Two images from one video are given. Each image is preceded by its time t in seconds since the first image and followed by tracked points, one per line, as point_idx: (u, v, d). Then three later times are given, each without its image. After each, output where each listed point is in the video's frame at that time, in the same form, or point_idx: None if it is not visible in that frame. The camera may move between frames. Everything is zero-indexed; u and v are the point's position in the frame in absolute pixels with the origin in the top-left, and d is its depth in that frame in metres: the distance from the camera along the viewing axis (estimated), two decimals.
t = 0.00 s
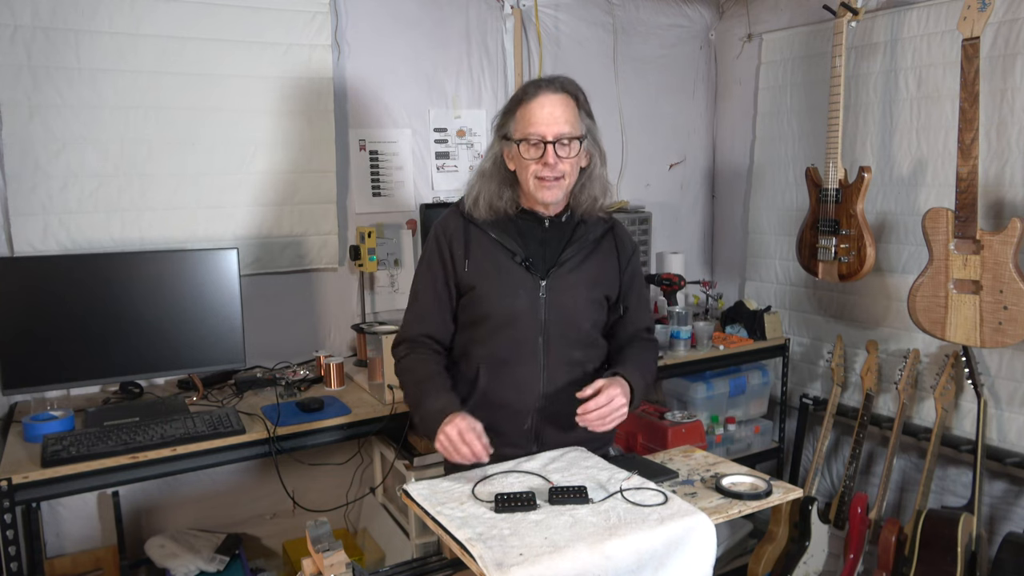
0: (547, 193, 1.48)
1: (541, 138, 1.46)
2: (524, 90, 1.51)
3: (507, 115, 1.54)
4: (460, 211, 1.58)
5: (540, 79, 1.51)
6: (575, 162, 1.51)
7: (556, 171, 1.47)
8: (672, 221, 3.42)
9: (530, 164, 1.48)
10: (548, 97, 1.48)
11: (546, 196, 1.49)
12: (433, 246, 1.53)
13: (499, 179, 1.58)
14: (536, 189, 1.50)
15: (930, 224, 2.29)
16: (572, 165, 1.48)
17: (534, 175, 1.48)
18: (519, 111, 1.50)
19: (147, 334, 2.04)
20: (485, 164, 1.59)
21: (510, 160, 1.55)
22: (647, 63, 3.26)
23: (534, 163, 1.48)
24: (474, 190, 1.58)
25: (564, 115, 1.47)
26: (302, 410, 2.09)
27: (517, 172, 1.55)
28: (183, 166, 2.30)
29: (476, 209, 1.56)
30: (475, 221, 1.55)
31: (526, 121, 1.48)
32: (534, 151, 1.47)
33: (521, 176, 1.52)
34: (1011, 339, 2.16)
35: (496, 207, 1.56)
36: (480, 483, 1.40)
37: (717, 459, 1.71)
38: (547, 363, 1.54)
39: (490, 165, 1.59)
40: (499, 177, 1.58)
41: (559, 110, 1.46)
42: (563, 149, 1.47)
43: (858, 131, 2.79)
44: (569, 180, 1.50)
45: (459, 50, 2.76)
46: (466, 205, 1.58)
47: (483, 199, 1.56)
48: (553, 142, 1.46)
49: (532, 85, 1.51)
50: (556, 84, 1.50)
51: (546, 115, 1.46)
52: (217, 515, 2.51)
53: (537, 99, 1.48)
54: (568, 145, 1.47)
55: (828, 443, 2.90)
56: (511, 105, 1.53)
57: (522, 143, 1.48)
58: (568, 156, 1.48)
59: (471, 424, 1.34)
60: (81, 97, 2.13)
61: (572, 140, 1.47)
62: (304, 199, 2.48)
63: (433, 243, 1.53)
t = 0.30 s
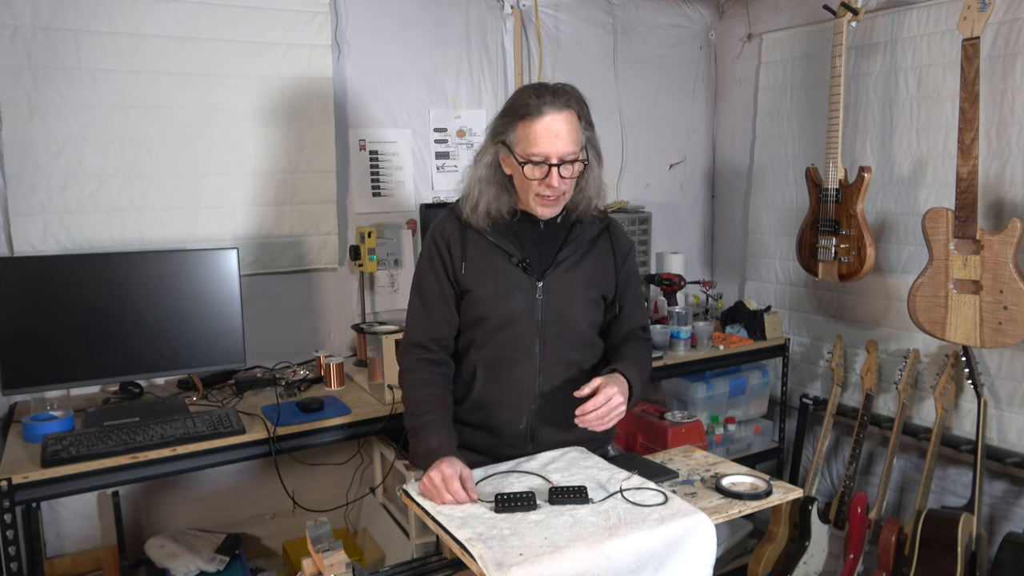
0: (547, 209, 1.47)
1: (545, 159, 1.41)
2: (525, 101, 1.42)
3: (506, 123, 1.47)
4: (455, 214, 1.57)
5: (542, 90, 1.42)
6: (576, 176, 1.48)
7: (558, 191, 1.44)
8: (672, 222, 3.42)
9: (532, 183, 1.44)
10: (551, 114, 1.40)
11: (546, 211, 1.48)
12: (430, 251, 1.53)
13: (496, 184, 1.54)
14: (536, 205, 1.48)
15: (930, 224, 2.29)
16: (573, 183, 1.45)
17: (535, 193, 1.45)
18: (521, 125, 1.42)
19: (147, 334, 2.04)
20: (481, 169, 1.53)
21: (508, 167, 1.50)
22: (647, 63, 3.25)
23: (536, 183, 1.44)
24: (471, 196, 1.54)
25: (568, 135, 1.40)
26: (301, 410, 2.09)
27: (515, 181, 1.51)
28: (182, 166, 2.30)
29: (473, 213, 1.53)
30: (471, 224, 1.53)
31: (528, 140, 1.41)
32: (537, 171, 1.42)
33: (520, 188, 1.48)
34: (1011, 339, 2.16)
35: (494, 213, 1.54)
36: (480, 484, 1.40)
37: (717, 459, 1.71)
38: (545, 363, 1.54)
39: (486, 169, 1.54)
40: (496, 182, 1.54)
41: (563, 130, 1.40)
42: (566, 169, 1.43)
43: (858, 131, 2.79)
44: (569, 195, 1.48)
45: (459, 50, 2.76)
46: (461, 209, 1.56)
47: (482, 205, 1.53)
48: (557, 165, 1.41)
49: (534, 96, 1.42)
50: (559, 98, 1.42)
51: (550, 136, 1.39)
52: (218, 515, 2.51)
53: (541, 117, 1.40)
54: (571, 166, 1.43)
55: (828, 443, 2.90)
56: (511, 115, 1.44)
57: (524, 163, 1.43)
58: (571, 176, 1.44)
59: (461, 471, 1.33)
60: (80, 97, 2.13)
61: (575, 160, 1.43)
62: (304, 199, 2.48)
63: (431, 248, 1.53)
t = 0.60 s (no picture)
0: (544, 213, 1.47)
1: (541, 166, 1.40)
2: (521, 106, 1.40)
3: (501, 128, 1.45)
4: (451, 216, 1.56)
5: (538, 96, 1.40)
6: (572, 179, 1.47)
7: (555, 197, 1.44)
8: (672, 222, 3.42)
9: (529, 189, 1.44)
10: (547, 121, 1.39)
11: (543, 216, 1.48)
12: (428, 254, 1.52)
13: (492, 187, 1.53)
14: (533, 209, 1.47)
15: (930, 224, 2.29)
16: (570, 187, 1.45)
17: (532, 198, 1.45)
18: (517, 131, 1.41)
19: (147, 334, 2.04)
20: (477, 172, 1.51)
21: (505, 171, 1.49)
22: (647, 63, 3.26)
23: (533, 190, 1.43)
24: (468, 200, 1.53)
25: (564, 141, 1.40)
26: (301, 410, 2.09)
27: (511, 185, 1.50)
28: (182, 166, 2.29)
29: (472, 218, 1.52)
30: (469, 227, 1.53)
31: (525, 148, 1.40)
32: (533, 178, 1.42)
33: (517, 192, 1.48)
34: (1011, 339, 2.16)
35: (493, 216, 1.53)
36: (480, 484, 1.41)
37: (717, 459, 1.71)
38: (544, 364, 1.54)
39: (481, 172, 1.52)
40: (492, 185, 1.53)
41: (560, 137, 1.39)
42: (562, 175, 1.42)
43: (858, 131, 2.79)
44: (566, 198, 1.48)
45: (459, 50, 2.76)
46: (458, 212, 1.55)
47: (480, 210, 1.52)
48: (554, 172, 1.41)
49: (529, 101, 1.40)
50: (555, 102, 1.40)
51: (546, 143, 1.38)
52: (218, 515, 2.51)
53: (537, 123, 1.39)
54: (568, 172, 1.42)
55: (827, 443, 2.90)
56: (506, 120, 1.42)
57: (521, 170, 1.42)
58: (567, 181, 1.44)
59: (462, 472, 1.34)
60: (80, 97, 2.13)
61: (572, 166, 1.42)
62: (304, 198, 2.48)
63: (429, 251, 1.52)
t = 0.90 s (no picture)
0: (548, 210, 1.48)
1: (547, 164, 1.40)
2: (529, 103, 1.40)
3: (509, 124, 1.45)
4: (456, 210, 1.56)
5: (546, 93, 1.39)
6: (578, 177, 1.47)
7: (559, 195, 1.44)
8: (672, 222, 3.42)
9: (534, 186, 1.44)
10: (555, 118, 1.39)
11: (547, 212, 1.48)
12: (431, 248, 1.52)
13: (497, 181, 1.52)
14: (537, 206, 1.48)
15: (930, 225, 2.29)
16: (575, 185, 1.45)
17: (537, 194, 1.45)
18: (524, 127, 1.41)
19: (145, 334, 2.04)
20: (483, 167, 1.51)
21: (510, 167, 1.49)
22: (647, 63, 3.25)
23: (538, 186, 1.43)
24: (474, 194, 1.53)
25: (571, 139, 1.39)
26: (301, 410, 2.09)
27: (515, 180, 1.50)
28: (182, 167, 2.29)
29: (477, 212, 1.53)
30: (473, 222, 1.53)
31: (531, 144, 1.40)
32: (539, 175, 1.42)
33: (522, 188, 1.48)
34: (1011, 339, 2.16)
35: (498, 211, 1.53)
36: (480, 484, 1.41)
37: (717, 459, 1.71)
38: (545, 362, 1.54)
39: (487, 167, 1.52)
40: (497, 179, 1.52)
41: (567, 135, 1.38)
42: (568, 173, 1.42)
43: (858, 131, 2.79)
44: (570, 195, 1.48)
45: (459, 50, 2.76)
46: (463, 206, 1.55)
47: (485, 204, 1.52)
48: (560, 169, 1.40)
49: (537, 98, 1.40)
50: (564, 101, 1.40)
51: (553, 140, 1.38)
52: (218, 515, 2.51)
53: (545, 120, 1.38)
54: (574, 170, 1.42)
55: (827, 443, 2.90)
56: (514, 115, 1.42)
57: (527, 166, 1.42)
58: (573, 179, 1.44)
59: (465, 473, 1.34)
60: (80, 97, 2.13)
61: (578, 164, 1.42)
62: (304, 199, 2.49)
63: (432, 245, 1.52)
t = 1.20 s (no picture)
0: (548, 211, 1.48)
1: (549, 165, 1.40)
2: (533, 104, 1.40)
3: (511, 125, 1.44)
4: (454, 208, 1.55)
5: (550, 95, 1.40)
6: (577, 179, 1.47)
7: (560, 197, 1.44)
8: (672, 222, 3.42)
9: (535, 186, 1.44)
10: (558, 120, 1.39)
11: (547, 214, 1.48)
12: (428, 245, 1.51)
13: (497, 182, 1.52)
14: (537, 207, 1.48)
15: (930, 225, 2.29)
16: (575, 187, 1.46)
17: (537, 195, 1.45)
18: (527, 128, 1.40)
19: (144, 334, 2.04)
20: (483, 167, 1.50)
21: (511, 167, 1.48)
22: (647, 63, 3.25)
23: (539, 188, 1.43)
24: (473, 195, 1.52)
25: (574, 142, 1.39)
26: (301, 410, 2.09)
27: (516, 181, 1.50)
28: (182, 167, 2.29)
29: (476, 212, 1.52)
30: (471, 221, 1.52)
31: (534, 145, 1.40)
32: (540, 177, 1.42)
33: (522, 188, 1.48)
34: (1011, 339, 2.16)
35: (497, 211, 1.53)
36: (481, 484, 1.41)
37: (717, 459, 1.71)
38: (537, 363, 1.54)
39: (487, 167, 1.51)
40: (497, 180, 1.52)
41: (569, 137, 1.39)
42: (569, 175, 1.43)
43: (858, 131, 2.79)
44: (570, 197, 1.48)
45: (459, 50, 2.76)
46: (460, 205, 1.54)
47: (485, 205, 1.51)
48: (561, 171, 1.41)
49: (541, 100, 1.40)
50: (567, 102, 1.40)
51: (556, 142, 1.38)
52: (218, 515, 2.51)
53: (549, 122, 1.38)
54: (575, 172, 1.43)
55: (827, 443, 2.90)
56: (516, 116, 1.42)
57: (529, 167, 1.42)
58: (574, 180, 1.44)
59: (466, 474, 1.34)
60: (80, 97, 2.13)
61: (579, 166, 1.42)
62: (304, 199, 2.49)
63: (429, 242, 1.51)
